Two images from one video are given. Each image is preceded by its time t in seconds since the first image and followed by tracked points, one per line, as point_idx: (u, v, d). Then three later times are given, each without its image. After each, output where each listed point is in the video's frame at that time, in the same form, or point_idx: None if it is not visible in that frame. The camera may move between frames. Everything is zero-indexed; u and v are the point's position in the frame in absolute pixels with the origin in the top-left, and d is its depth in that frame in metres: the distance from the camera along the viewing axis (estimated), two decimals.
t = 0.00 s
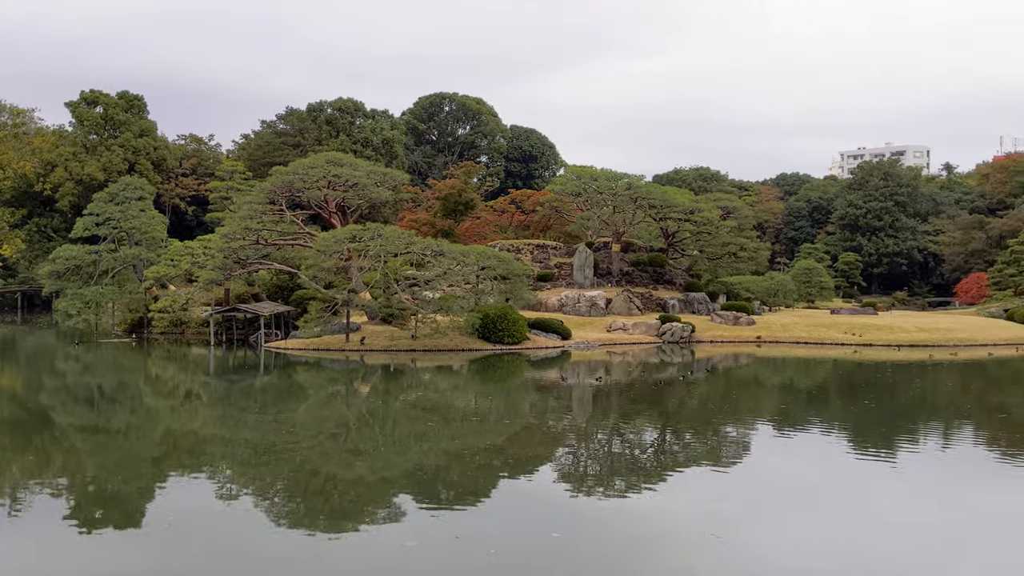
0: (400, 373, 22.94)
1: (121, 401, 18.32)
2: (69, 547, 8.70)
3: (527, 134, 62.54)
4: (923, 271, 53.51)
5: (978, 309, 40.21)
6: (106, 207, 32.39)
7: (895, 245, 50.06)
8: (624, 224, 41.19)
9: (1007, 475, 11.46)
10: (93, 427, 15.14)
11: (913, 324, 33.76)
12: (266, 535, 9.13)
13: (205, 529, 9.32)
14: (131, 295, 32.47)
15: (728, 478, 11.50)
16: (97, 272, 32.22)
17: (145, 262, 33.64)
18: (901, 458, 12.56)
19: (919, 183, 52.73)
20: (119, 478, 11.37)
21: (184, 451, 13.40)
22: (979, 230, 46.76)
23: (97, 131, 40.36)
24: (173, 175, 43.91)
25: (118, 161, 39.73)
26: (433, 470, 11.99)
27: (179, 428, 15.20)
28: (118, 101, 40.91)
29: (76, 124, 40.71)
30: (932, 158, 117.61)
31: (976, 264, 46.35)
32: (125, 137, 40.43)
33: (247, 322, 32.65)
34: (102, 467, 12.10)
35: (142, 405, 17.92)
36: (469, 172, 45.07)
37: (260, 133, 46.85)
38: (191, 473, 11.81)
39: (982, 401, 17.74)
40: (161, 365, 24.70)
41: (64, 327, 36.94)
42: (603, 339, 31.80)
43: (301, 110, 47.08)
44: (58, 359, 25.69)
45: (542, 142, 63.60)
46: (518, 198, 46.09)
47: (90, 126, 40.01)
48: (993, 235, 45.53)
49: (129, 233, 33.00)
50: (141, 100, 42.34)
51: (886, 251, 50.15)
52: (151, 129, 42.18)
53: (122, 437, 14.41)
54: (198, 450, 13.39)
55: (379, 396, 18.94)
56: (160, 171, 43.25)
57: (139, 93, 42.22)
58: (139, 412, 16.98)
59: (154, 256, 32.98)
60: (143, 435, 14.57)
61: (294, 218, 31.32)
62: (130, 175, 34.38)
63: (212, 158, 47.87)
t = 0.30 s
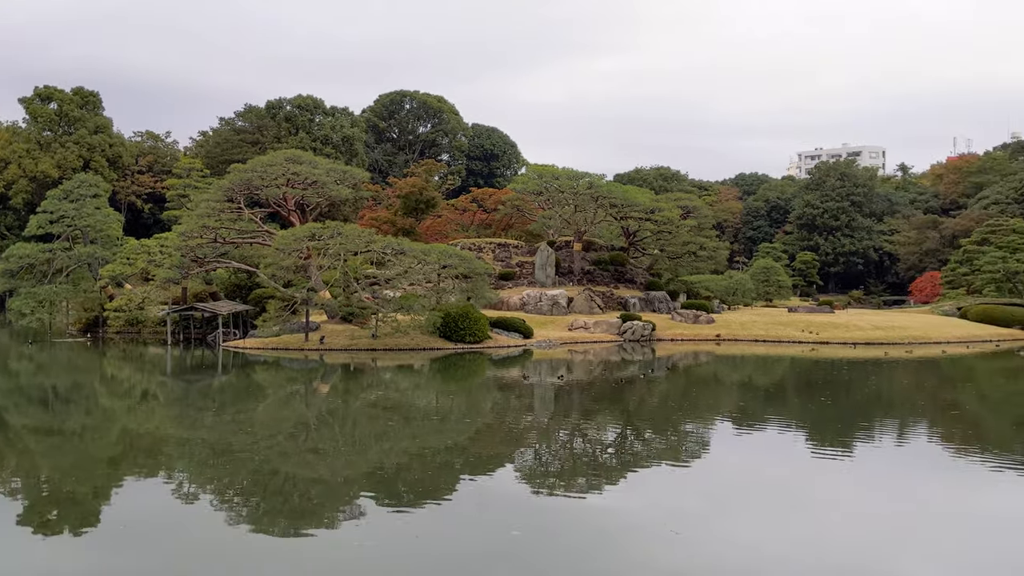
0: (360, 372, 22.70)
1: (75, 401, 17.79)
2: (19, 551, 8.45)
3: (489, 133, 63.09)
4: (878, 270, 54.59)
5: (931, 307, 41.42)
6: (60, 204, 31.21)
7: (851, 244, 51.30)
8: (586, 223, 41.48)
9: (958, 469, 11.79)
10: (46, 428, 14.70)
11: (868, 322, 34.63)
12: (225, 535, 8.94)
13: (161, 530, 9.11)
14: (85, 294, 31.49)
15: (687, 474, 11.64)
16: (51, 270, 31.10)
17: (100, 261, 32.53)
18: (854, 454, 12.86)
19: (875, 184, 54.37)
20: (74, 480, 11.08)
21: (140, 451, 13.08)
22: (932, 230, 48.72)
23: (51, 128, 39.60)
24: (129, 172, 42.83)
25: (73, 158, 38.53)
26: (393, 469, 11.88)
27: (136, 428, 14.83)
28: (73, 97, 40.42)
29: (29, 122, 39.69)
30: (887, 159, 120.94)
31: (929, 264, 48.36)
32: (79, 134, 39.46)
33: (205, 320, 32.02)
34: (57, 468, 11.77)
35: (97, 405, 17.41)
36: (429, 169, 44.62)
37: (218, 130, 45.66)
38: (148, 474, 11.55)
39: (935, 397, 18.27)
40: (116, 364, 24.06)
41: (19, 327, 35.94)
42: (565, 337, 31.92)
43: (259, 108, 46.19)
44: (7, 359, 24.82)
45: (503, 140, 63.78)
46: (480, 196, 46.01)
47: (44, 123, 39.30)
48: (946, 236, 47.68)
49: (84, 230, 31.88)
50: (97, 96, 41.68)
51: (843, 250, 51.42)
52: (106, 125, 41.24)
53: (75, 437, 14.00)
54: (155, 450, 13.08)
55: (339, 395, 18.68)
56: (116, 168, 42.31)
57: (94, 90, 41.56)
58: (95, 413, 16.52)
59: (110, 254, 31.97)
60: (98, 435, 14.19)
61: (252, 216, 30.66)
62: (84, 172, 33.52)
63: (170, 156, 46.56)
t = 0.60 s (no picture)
0: (329, 372, 22.44)
1: (37, 402, 17.34)
2: None
3: (458, 130, 62.97)
4: (844, 267, 55.67)
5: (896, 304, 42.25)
6: (22, 202, 30.15)
7: (817, 243, 52.24)
8: (555, 222, 41.58)
9: (922, 465, 12.03)
10: (7, 429, 14.30)
11: (834, 320, 35.27)
12: (192, 537, 8.77)
13: (125, 533, 8.90)
14: (49, 293, 30.69)
15: (656, 471, 11.73)
16: (13, 270, 30.25)
17: (64, 260, 31.52)
18: (819, 450, 13.08)
19: (840, 182, 55.34)
20: (37, 482, 10.81)
21: (105, 451, 12.78)
22: (897, 229, 50.23)
23: (13, 125, 38.37)
24: (94, 171, 41.86)
25: (36, 156, 37.28)
26: (362, 469, 11.75)
27: (100, 429, 14.48)
28: (36, 93, 39.32)
29: None
30: (853, 158, 123.45)
31: (895, 261, 49.86)
32: (43, 131, 38.30)
33: (172, 319, 31.49)
34: (19, 470, 11.47)
35: (59, 406, 16.96)
36: (399, 168, 44.28)
37: (184, 127, 44.55)
38: (113, 475, 11.29)
39: (898, 394, 18.67)
40: (78, 364, 23.50)
41: None
42: (534, 335, 31.98)
43: (226, 105, 45.50)
44: None
45: (472, 138, 63.41)
46: (448, 195, 46.17)
47: (6, 120, 38.10)
48: (910, 235, 49.15)
49: (47, 229, 31.12)
50: (61, 93, 40.62)
51: (809, 248, 52.41)
52: (70, 123, 39.97)
53: (36, 438, 13.62)
54: (119, 451, 12.79)
55: (307, 395, 18.45)
56: (80, 166, 41.14)
57: (58, 87, 40.48)
58: (58, 413, 16.10)
59: (74, 253, 31.16)
60: (61, 436, 13.82)
61: (219, 214, 30.26)
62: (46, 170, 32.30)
63: (135, 153, 45.51)
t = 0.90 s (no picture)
0: (297, 371, 22.14)
1: None
2: None
3: (427, 129, 62.80)
4: (810, 266, 56.63)
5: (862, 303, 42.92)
6: None
7: (783, 241, 53.13)
8: (525, 220, 41.65)
9: (885, 461, 12.29)
10: None
11: (801, 318, 35.88)
12: (158, 538, 8.61)
13: (88, 535, 8.70)
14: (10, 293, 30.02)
15: (625, 469, 11.81)
16: None
17: (26, 259, 31.21)
18: (785, 447, 13.30)
19: (806, 182, 56.30)
20: None
21: (69, 453, 12.47)
22: (861, 227, 51.71)
23: None
24: (57, 169, 40.85)
25: None
26: (331, 469, 11.63)
27: (64, 429, 14.14)
28: None
29: None
30: (819, 157, 125.68)
31: (861, 260, 51.32)
32: (5, 128, 37.49)
33: (137, 319, 30.78)
34: None
35: (20, 406, 16.51)
36: (367, 166, 44.09)
37: (150, 125, 43.66)
38: (77, 477, 11.03)
39: (864, 391, 19.05)
40: (39, 364, 22.90)
41: None
42: (504, 335, 31.95)
43: (193, 102, 44.75)
44: None
45: (442, 137, 63.24)
46: (417, 193, 45.93)
47: None
48: (875, 234, 50.48)
49: (7, 228, 30.50)
50: (22, 90, 40.15)
51: (776, 247, 53.28)
52: (33, 119, 39.49)
53: None
54: (83, 452, 12.49)
55: (274, 394, 18.20)
56: (43, 164, 40.10)
57: (19, 83, 39.98)
58: (19, 413, 15.68)
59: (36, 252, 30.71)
60: (22, 437, 13.46)
61: (185, 212, 29.67)
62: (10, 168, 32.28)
63: (99, 151, 44.31)
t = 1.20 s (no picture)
0: (267, 372, 21.87)
1: None
2: None
3: (398, 128, 62.54)
4: (780, 266, 57.45)
5: (831, 302, 43.71)
6: None
7: (753, 242, 53.89)
8: (497, 220, 41.66)
9: (854, 460, 12.50)
10: None
11: (770, 318, 36.41)
12: (126, 542, 8.43)
13: (53, 541, 8.50)
14: None
15: (598, 469, 11.86)
16: None
17: None
18: (754, 446, 13.49)
19: (776, 183, 57.13)
20: None
21: (34, 455, 12.17)
22: (831, 228, 52.41)
23: None
24: (24, 168, 40.14)
25: None
26: (303, 470, 11.49)
27: (30, 431, 13.80)
28: None
29: None
30: (788, 158, 127.74)
31: (830, 260, 52.22)
32: None
33: (105, 320, 30.12)
34: None
35: None
36: (338, 166, 43.81)
37: (118, 124, 42.46)
38: (42, 480, 10.75)
39: (833, 390, 19.38)
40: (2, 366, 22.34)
41: None
42: (477, 335, 31.88)
43: (162, 100, 43.10)
44: None
45: (414, 136, 62.99)
46: (389, 193, 45.68)
47: None
48: (844, 234, 51.57)
49: None
50: None
51: (746, 247, 54.00)
52: None
53: None
54: (49, 454, 12.19)
55: (245, 395, 17.95)
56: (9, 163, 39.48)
57: None
58: None
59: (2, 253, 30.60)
60: None
61: (154, 212, 29.09)
62: None
63: (67, 150, 43.15)
